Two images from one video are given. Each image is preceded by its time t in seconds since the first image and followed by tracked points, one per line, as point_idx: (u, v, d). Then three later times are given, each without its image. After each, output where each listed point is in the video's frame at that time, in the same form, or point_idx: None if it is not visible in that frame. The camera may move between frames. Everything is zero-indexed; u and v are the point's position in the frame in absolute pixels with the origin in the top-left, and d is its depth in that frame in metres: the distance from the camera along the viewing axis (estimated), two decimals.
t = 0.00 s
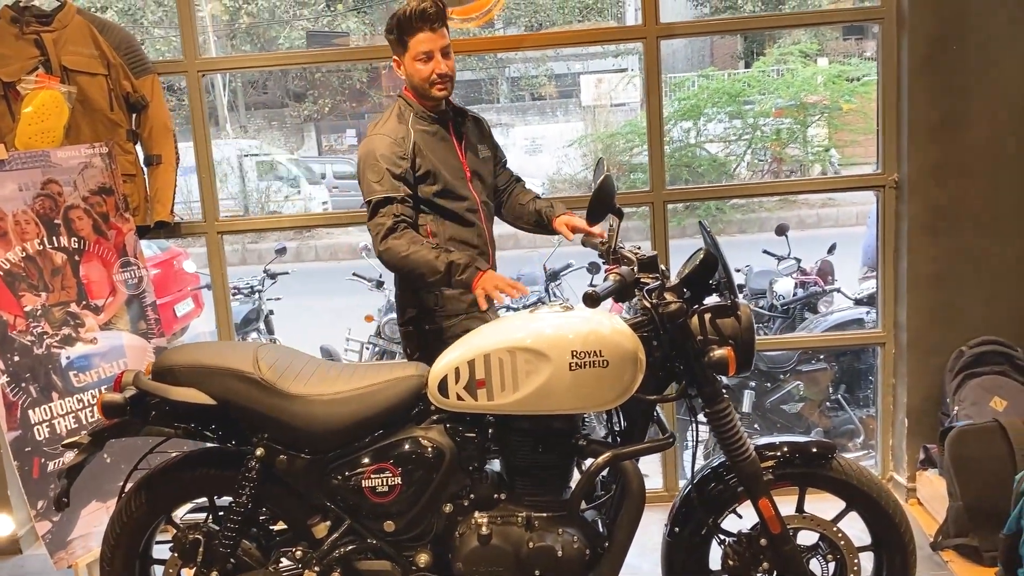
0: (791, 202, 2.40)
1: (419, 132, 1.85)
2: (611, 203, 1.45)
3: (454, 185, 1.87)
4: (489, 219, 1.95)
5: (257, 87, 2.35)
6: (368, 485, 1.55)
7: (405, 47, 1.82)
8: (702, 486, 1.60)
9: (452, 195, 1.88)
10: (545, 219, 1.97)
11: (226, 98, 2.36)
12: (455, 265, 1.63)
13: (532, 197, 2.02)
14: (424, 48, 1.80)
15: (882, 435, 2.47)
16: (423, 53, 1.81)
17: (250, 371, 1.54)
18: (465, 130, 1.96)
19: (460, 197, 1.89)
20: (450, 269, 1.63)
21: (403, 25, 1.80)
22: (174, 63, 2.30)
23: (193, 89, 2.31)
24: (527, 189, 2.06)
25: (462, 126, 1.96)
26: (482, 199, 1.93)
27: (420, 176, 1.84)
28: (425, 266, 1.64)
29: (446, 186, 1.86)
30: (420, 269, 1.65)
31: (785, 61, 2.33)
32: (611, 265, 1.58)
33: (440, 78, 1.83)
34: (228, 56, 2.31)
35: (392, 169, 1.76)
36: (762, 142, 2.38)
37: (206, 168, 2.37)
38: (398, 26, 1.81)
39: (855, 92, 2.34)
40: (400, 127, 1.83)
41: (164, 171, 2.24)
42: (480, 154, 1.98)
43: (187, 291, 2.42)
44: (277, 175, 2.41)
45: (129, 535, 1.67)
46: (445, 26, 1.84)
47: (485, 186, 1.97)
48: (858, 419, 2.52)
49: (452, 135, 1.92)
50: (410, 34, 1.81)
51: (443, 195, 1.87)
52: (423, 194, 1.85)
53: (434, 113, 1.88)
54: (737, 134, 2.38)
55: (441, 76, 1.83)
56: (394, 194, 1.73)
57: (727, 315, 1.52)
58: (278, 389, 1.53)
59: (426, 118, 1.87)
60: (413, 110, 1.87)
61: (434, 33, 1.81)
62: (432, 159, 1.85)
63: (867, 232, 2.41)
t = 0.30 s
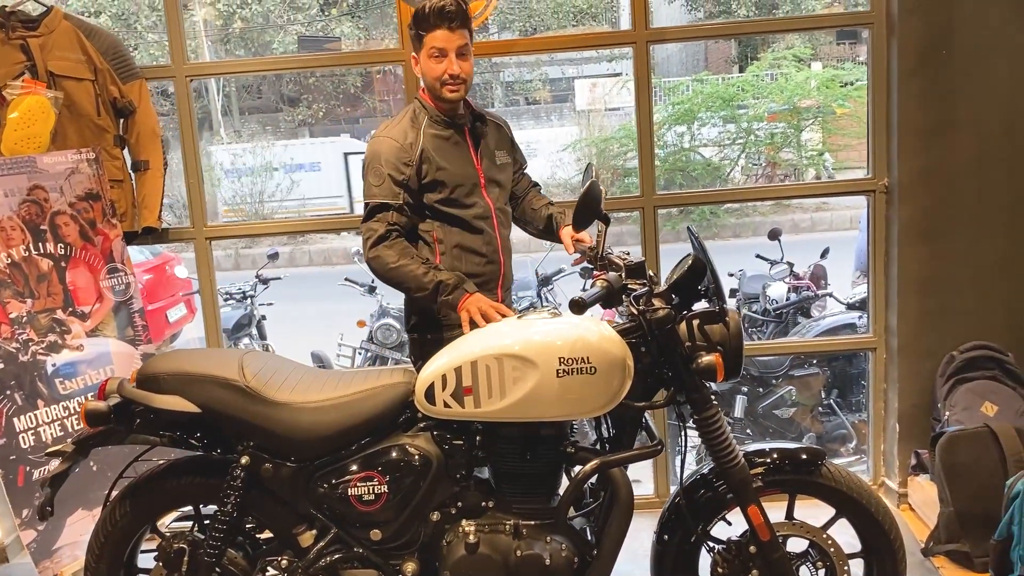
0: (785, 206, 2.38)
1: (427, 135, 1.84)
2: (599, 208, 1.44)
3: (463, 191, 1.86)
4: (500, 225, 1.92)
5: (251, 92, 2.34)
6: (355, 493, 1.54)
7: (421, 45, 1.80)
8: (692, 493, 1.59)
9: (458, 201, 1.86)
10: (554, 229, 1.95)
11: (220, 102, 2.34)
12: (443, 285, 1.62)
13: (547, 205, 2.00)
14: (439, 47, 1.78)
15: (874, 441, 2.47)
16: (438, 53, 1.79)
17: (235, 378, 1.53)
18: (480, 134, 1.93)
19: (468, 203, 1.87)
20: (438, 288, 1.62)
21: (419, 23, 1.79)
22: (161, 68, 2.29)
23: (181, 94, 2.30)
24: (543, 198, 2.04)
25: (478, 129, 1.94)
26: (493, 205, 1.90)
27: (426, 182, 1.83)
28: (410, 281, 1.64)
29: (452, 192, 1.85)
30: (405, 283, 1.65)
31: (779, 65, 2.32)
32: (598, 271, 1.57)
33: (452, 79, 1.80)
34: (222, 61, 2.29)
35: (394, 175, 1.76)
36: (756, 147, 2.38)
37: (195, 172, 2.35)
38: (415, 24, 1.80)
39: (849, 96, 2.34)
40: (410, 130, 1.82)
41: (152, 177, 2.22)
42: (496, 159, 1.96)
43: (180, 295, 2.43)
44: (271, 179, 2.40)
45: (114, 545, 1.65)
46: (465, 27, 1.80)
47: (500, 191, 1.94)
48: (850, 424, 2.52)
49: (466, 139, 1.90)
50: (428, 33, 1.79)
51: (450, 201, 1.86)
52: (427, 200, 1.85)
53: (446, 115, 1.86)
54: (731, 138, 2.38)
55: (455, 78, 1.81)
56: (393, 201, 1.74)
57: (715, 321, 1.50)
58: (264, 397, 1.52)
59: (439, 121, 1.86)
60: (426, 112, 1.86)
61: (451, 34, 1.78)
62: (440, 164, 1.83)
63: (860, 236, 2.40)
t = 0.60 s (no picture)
0: (784, 209, 2.38)
1: (426, 138, 1.85)
2: (582, 215, 1.44)
3: (461, 193, 1.85)
4: (502, 227, 1.89)
5: (251, 95, 2.34)
6: (340, 499, 1.54)
7: (422, 49, 1.81)
8: (678, 499, 1.59)
9: (453, 203, 1.86)
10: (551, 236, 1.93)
11: (220, 105, 2.34)
12: (425, 282, 1.64)
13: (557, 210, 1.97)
14: (437, 52, 1.78)
15: (865, 445, 2.47)
16: (436, 57, 1.79)
17: (221, 384, 1.53)
18: (486, 136, 1.92)
19: (467, 204, 1.87)
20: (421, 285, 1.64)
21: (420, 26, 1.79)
22: (152, 74, 2.28)
23: (172, 99, 2.30)
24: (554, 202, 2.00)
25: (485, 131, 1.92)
26: (496, 207, 1.88)
27: (422, 184, 1.85)
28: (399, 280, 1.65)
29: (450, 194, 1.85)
30: (393, 281, 1.66)
31: (777, 68, 2.32)
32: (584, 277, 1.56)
33: (450, 84, 1.80)
34: (222, 65, 2.29)
35: (387, 176, 1.79)
36: (754, 150, 2.38)
37: (186, 177, 2.35)
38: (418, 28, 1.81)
39: (846, 100, 2.33)
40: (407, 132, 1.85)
41: (143, 182, 2.22)
42: (504, 160, 1.94)
43: (177, 299, 2.42)
44: (270, 183, 2.39)
45: (100, 551, 1.65)
46: (468, 31, 1.78)
47: (505, 193, 1.91)
48: (843, 428, 2.51)
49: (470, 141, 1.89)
50: (428, 36, 1.79)
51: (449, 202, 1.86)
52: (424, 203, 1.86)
53: (447, 118, 1.86)
54: (729, 141, 2.38)
55: (453, 82, 1.80)
56: (388, 201, 1.77)
57: (701, 327, 1.51)
58: (249, 403, 1.52)
59: (441, 124, 1.86)
60: (429, 116, 1.87)
61: (451, 38, 1.77)
62: (438, 165, 1.84)
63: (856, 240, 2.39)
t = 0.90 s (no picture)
0: (787, 212, 2.38)
1: (435, 141, 1.87)
2: (568, 221, 1.44)
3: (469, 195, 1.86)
4: (509, 230, 1.89)
5: (256, 98, 2.34)
6: (330, 504, 1.54)
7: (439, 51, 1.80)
8: (668, 505, 1.60)
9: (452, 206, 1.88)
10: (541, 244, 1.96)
11: (225, 109, 2.35)
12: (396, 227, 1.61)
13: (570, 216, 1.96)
14: (452, 55, 1.77)
15: (861, 449, 2.46)
16: (451, 60, 1.78)
17: (211, 390, 1.54)
18: (497, 141, 1.92)
19: (474, 207, 1.87)
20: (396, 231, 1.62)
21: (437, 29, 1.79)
22: (149, 80, 2.30)
23: (167, 104, 2.31)
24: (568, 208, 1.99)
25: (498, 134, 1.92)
26: (503, 210, 1.88)
27: (432, 186, 1.86)
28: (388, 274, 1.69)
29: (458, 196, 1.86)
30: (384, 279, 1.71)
31: (780, 71, 2.33)
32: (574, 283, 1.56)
33: (461, 88, 1.79)
34: (229, 68, 2.30)
35: (395, 175, 1.81)
36: (758, 152, 2.38)
37: (183, 181, 2.36)
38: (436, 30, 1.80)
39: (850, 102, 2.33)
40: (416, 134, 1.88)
41: (139, 187, 2.23)
42: (517, 164, 1.93)
43: (180, 302, 2.43)
44: (274, 186, 2.40)
45: (93, 555, 1.66)
46: (484, 37, 1.77)
47: (515, 197, 1.91)
48: (841, 433, 2.50)
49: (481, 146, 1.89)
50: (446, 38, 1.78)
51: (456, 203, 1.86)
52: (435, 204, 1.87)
53: (459, 122, 1.86)
54: (733, 143, 2.38)
55: (465, 86, 1.79)
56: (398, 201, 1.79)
57: (689, 334, 1.50)
58: (239, 409, 1.53)
59: (453, 126, 1.87)
60: (444, 118, 1.88)
61: (466, 43, 1.76)
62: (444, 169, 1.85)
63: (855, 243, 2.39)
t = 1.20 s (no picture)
0: (796, 214, 2.37)
1: (448, 143, 1.94)
2: (561, 223, 1.45)
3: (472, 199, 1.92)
4: (510, 234, 1.91)
5: (265, 100, 2.35)
6: (326, 504, 1.55)
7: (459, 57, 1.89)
8: (663, 507, 1.60)
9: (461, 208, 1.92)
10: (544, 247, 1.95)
11: (234, 111, 2.36)
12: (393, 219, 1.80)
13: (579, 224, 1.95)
14: (469, 59, 1.85)
15: (862, 452, 2.45)
16: (468, 64, 1.86)
17: (208, 391, 1.55)
18: (507, 149, 1.95)
19: (477, 212, 1.92)
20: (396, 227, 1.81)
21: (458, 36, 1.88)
22: (152, 82, 2.31)
23: (169, 106, 2.32)
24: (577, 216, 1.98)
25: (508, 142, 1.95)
26: (504, 216, 1.91)
27: (441, 185, 1.94)
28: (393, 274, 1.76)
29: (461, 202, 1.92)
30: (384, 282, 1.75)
31: (789, 72, 2.31)
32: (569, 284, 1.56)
33: (475, 92, 1.86)
34: (239, 71, 2.31)
35: (408, 175, 1.92)
36: (768, 154, 2.37)
37: (184, 183, 2.37)
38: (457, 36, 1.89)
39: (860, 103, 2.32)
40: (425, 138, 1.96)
41: (142, 188, 2.25)
42: (524, 173, 1.94)
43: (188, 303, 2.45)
44: (283, 187, 2.41)
45: (91, 553, 1.67)
46: (502, 44, 1.85)
47: (519, 204, 1.92)
48: (844, 435, 2.49)
49: (490, 151, 1.94)
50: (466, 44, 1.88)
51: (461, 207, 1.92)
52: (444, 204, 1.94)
53: (472, 126, 1.93)
54: (742, 145, 2.37)
55: (480, 90, 1.86)
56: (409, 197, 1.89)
57: (683, 335, 1.52)
58: (236, 409, 1.54)
59: (466, 130, 1.94)
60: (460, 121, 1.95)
61: (484, 49, 1.84)
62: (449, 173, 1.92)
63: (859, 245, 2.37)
